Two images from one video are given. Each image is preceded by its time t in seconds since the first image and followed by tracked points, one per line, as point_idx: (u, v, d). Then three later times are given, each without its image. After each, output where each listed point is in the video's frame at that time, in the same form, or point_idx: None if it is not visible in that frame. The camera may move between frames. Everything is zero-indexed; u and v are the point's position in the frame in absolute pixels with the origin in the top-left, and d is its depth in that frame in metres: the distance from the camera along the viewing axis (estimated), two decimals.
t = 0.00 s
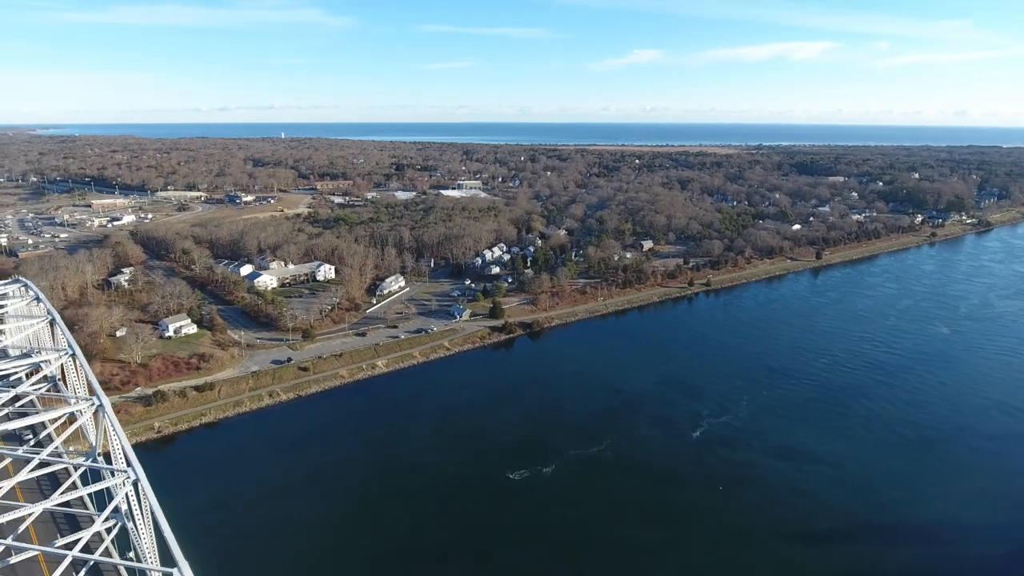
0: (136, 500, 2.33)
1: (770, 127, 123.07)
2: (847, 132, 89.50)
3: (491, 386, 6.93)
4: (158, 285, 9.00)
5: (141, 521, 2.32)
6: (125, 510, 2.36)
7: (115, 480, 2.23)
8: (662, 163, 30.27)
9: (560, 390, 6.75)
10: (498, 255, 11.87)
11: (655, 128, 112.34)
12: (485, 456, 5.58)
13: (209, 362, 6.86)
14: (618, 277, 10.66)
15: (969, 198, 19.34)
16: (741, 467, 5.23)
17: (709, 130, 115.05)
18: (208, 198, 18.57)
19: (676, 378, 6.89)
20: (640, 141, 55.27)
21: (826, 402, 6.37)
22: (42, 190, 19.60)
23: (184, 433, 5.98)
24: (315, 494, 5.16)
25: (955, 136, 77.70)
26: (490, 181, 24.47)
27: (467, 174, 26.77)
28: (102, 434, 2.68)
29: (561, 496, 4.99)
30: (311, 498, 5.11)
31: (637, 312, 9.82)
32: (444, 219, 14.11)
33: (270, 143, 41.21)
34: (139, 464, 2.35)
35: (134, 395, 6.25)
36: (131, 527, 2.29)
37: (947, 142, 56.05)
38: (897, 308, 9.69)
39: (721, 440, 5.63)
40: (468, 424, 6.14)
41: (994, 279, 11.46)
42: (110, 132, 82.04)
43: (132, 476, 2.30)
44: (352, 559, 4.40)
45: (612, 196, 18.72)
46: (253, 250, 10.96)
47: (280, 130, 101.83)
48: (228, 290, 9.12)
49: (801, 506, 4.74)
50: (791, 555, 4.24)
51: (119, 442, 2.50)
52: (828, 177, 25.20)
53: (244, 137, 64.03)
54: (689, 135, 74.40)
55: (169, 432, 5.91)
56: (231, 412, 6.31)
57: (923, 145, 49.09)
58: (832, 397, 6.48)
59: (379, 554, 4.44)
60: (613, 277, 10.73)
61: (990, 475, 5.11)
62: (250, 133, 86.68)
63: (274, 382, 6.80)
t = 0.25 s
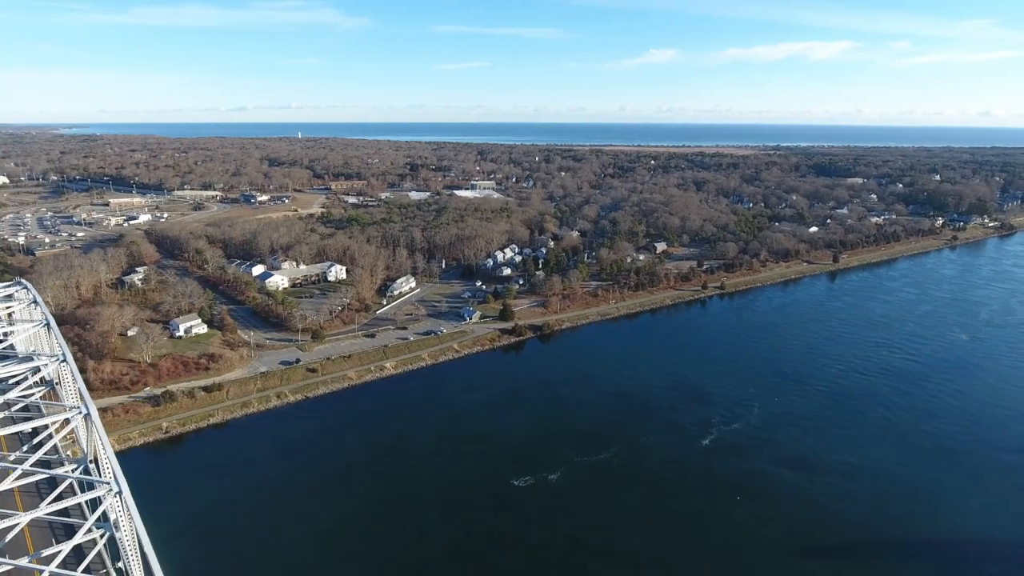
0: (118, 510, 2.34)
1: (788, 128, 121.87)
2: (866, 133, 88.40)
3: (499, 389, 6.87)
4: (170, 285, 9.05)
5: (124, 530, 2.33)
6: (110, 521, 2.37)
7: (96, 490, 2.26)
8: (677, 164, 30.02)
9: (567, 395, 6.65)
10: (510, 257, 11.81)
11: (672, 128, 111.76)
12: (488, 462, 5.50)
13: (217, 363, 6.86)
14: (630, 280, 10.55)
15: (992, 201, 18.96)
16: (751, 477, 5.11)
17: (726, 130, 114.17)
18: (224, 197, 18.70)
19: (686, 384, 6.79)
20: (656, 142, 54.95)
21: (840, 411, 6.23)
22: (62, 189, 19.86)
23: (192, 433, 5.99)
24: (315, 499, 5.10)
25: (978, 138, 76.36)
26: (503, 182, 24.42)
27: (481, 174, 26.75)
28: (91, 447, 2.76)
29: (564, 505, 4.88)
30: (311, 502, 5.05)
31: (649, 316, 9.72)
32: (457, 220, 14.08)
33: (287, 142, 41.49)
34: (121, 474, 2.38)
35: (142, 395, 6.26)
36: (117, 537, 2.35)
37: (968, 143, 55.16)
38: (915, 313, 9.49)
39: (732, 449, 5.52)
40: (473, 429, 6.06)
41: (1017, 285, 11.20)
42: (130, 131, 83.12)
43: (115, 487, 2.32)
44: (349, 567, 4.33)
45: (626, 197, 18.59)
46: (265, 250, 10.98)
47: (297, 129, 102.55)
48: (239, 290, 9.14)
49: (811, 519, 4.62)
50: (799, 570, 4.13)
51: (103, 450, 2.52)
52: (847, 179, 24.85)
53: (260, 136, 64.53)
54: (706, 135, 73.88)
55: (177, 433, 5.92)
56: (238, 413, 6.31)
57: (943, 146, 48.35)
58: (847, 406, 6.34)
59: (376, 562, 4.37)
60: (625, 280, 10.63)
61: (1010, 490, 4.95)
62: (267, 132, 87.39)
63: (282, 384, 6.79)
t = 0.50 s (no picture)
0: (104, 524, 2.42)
1: (801, 128, 120.96)
2: (880, 133, 87.56)
3: (504, 392, 6.82)
4: (178, 285, 9.07)
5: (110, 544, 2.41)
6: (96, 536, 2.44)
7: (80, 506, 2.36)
8: (688, 165, 29.83)
9: (572, 400, 6.58)
10: (518, 258, 11.76)
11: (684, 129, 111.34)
12: (489, 468, 5.44)
13: (223, 364, 6.86)
14: (639, 282, 10.47)
15: (1009, 203, 18.66)
16: (758, 486, 5.02)
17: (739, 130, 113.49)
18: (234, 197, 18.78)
19: (694, 389, 6.70)
20: (667, 142, 54.73)
21: (850, 417, 6.12)
22: (75, 188, 20.04)
23: (196, 434, 5.98)
24: (315, 502, 5.06)
25: (995, 139, 75.32)
26: (513, 182, 24.37)
27: (491, 174, 26.72)
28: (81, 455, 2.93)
29: (567, 513, 4.80)
30: (310, 506, 5.01)
31: (657, 318, 9.63)
32: (465, 220, 14.04)
33: (298, 142, 41.66)
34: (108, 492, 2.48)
35: (148, 395, 6.27)
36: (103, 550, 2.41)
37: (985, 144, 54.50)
38: (929, 317, 9.34)
39: (739, 456, 5.44)
40: (475, 434, 6.01)
41: None
42: (144, 130, 83.88)
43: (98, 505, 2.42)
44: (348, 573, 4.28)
45: (636, 198, 18.48)
46: (273, 249, 10.99)
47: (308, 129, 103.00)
48: (247, 290, 9.16)
49: (818, 530, 4.52)
50: None
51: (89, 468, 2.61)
52: (860, 180, 24.58)
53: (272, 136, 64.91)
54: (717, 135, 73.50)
55: (181, 433, 5.92)
56: (243, 414, 6.30)
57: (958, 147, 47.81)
58: (858, 412, 6.23)
59: (375, 568, 4.32)
60: (634, 282, 10.54)
61: None
62: (280, 132, 87.95)
63: (287, 385, 6.77)
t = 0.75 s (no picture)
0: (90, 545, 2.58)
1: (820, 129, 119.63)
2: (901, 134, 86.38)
3: (513, 395, 6.77)
4: (191, 285, 9.12)
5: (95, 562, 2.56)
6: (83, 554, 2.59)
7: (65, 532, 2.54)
8: (704, 166, 29.56)
9: (580, 405, 6.51)
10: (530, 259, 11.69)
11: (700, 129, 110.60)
12: (495, 473, 5.38)
13: (232, 364, 6.87)
14: (651, 285, 10.35)
15: None
16: (768, 496, 4.91)
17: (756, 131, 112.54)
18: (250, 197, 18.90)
19: (705, 395, 6.60)
20: (683, 143, 54.42)
21: (865, 426, 5.98)
22: (94, 187, 20.30)
23: (203, 434, 6.00)
24: (318, 504, 5.03)
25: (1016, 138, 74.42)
26: (527, 183, 24.30)
27: (505, 175, 26.67)
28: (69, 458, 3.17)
29: (571, 520, 4.72)
30: (313, 509, 4.97)
31: (669, 322, 9.51)
32: (478, 221, 14.00)
33: (314, 142, 41.91)
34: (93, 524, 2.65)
35: (157, 395, 6.30)
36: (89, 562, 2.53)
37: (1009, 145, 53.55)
38: (949, 324, 9.13)
39: (749, 465, 5.33)
40: (481, 437, 5.95)
41: None
42: (164, 130, 84.93)
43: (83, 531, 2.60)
44: None
45: (650, 200, 18.33)
46: (285, 250, 11.02)
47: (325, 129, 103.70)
48: (258, 291, 9.18)
49: (829, 542, 4.40)
50: None
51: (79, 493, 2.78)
52: (880, 182, 24.20)
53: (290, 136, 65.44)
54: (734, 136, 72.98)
55: (188, 433, 5.94)
56: (251, 415, 6.31)
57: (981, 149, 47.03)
58: (873, 421, 6.09)
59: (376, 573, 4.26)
60: (646, 285, 10.43)
61: None
62: (297, 132, 88.57)
63: (295, 387, 6.77)
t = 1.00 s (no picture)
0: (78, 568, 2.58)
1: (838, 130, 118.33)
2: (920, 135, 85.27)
3: (521, 399, 6.72)
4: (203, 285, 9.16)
5: None
6: None
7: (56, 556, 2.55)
8: (720, 167, 29.31)
9: (590, 409, 6.44)
10: (541, 261, 11.62)
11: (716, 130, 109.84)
12: (502, 477, 5.33)
13: (241, 364, 6.88)
14: (664, 288, 10.25)
15: None
16: (780, 505, 4.82)
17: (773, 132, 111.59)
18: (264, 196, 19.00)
19: (716, 400, 6.50)
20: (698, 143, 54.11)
21: (880, 434, 5.86)
22: (112, 186, 20.53)
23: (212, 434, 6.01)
24: (324, 506, 5.02)
25: None
26: (541, 184, 24.22)
27: (519, 175, 26.62)
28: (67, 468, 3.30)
29: (577, 526, 4.66)
30: (319, 510, 4.96)
31: (681, 325, 9.41)
32: (490, 222, 13.95)
33: (330, 142, 42.11)
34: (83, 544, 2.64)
35: (167, 395, 6.31)
36: None
37: None
38: (969, 329, 8.94)
39: (760, 473, 5.24)
40: (489, 441, 5.91)
41: None
42: (183, 130, 85.87)
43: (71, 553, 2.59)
44: None
45: (664, 201, 18.18)
46: (298, 250, 11.05)
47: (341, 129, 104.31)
48: (270, 291, 9.20)
49: (841, 553, 4.30)
50: None
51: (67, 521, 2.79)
52: (899, 184, 23.84)
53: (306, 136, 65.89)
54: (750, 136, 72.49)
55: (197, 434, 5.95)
56: (259, 415, 6.31)
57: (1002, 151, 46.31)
58: (889, 429, 5.96)
59: None
60: (659, 287, 10.32)
61: None
62: (313, 132, 89.17)
63: (304, 388, 6.76)
